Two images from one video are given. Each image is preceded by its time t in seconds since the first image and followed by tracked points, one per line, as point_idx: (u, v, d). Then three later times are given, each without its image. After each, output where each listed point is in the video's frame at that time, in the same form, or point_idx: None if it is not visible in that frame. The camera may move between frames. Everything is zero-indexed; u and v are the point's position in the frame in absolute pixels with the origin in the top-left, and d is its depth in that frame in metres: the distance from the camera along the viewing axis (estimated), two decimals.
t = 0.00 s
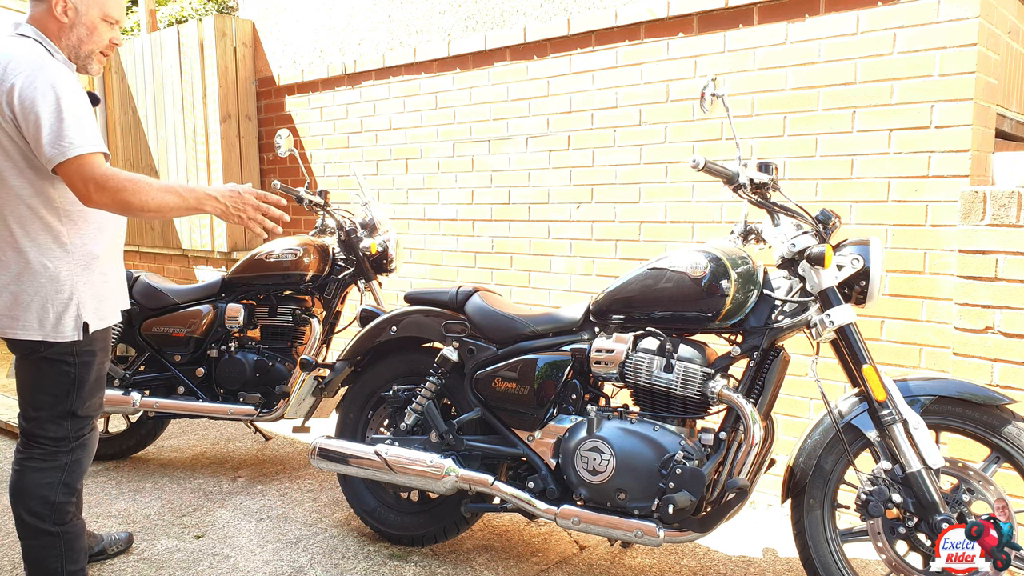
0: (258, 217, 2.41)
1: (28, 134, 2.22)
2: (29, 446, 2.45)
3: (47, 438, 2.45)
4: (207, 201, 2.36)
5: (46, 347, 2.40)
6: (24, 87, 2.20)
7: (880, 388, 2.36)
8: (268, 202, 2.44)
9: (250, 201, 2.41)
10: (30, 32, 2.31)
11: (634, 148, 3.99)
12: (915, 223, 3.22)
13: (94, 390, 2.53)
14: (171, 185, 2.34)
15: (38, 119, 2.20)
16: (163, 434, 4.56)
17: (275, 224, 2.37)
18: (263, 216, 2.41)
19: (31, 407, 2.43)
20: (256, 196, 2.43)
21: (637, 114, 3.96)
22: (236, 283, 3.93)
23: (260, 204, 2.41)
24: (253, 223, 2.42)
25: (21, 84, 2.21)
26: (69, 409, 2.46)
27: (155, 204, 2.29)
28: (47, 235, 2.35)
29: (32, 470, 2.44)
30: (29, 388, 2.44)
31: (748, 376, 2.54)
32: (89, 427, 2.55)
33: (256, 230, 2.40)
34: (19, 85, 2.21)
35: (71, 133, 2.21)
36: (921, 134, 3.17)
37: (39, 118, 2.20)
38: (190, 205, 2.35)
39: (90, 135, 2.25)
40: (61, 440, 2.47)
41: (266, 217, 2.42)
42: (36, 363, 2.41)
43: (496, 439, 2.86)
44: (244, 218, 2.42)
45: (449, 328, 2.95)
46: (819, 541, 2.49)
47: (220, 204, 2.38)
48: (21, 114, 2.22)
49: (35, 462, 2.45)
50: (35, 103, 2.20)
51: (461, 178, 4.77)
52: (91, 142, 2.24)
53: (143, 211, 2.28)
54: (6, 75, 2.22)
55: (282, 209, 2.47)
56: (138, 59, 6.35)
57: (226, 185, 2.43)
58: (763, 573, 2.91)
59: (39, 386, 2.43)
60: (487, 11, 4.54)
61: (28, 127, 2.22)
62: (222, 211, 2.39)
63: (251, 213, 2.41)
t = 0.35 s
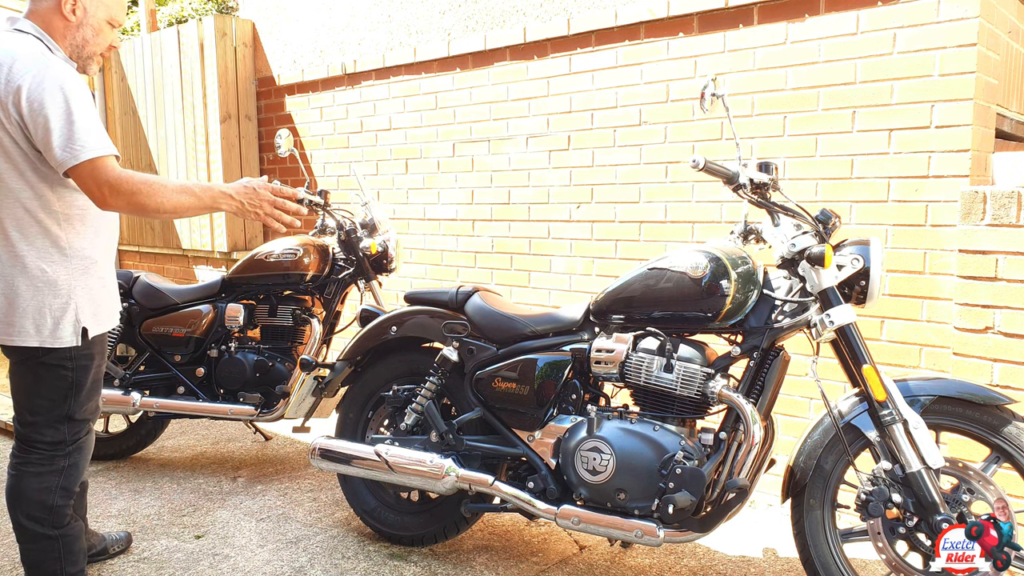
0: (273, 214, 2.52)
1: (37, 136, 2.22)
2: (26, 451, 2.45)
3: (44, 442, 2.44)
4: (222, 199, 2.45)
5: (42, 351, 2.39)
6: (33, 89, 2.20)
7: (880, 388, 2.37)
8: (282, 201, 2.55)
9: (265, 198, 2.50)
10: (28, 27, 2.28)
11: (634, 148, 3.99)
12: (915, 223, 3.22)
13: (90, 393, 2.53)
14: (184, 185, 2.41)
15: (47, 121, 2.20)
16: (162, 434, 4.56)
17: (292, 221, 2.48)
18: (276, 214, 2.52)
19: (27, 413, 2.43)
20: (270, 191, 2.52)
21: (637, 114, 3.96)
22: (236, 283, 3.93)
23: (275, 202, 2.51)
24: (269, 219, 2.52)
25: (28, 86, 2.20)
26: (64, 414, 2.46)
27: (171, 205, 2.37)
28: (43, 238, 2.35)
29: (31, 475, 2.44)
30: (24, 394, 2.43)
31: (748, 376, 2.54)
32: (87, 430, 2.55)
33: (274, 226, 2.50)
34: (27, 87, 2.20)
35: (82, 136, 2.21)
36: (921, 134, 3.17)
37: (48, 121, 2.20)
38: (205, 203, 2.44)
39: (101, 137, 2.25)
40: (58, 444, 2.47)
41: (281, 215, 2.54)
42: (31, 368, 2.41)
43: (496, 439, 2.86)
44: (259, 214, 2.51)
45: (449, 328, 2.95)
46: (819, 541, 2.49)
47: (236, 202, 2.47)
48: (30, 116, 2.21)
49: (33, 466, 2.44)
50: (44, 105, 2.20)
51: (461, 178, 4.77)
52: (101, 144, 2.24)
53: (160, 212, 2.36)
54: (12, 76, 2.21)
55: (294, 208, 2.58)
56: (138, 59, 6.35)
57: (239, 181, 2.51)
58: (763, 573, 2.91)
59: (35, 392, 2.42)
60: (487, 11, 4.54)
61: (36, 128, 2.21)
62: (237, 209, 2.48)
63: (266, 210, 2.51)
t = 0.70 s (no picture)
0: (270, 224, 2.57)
1: (43, 141, 2.21)
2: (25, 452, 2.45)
3: (43, 443, 2.44)
4: (224, 209, 2.49)
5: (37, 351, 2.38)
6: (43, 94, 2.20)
7: (880, 388, 2.37)
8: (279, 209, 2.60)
9: (264, 207, 2.55)
10: (34, 29, 2.26)
11: (634, 148, 3.99)
12: (915, 223, 3.22)
13: (89, 394, 2.53)
14: (188, 196, 2.43)
15: (57, 128, 2.20)
16: (162, 434, 4.56)
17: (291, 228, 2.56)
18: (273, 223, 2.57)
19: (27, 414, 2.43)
20: (269, 201, 2.56)
21: (637, 114, 3.96)
22: (236, 283, 3.93)
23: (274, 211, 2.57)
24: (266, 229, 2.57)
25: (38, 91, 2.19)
26: (64, 415, 2.46)
27: (175, 214, 2.40)
28: (43, 241, 2.35)
29: (30, 477, 2.43)
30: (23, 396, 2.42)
31: (748, 377, 2.54)
32: (85, 430, 2.55)
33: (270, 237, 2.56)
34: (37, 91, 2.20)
35: (90, 145, 2.22)
36: (921, 134, 3.17)
37: (58, 127, 2.20)
38: (208, 214, 2.47)
39: (109, 147, 2.27)
40: (57, 445, 2.47)
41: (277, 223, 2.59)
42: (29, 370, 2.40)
43: (496, 439, 2.86)
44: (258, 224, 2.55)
45: (449, 328, 2.95)
46: (819, 541, 2.49)
47: (237, 212, 2.51)
48: (37, 121, 2.20)
49: (32, 467, 2.44)
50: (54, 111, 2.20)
51: (461, 178, 4.77)
52: (109, 154, 2.26)
53: (163, 222, 2.38)
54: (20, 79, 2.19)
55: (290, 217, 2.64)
56: (138, 59, 6.35)
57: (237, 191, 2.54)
58: (763, 573, 2.91)
59: (34, 393, 2.42)
60: (487, 11, 4.54)
61: (43, 133, 2.21)
62: (237, 219, 2.51)
63: (264, 218, 2.56)
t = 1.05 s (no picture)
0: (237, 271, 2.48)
1: (42, 142, 2.20)
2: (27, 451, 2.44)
3: (45, 442, 2.44)
4: (196, 246, 2.41)
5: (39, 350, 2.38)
6: (50, 97, 2.19)
7: (880, 388, 2.37)
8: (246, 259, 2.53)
9: (234, 254, 2.48)
10: (46, 33, 2.27)
11: (634, 148, 3.99)
12: (915, 223, 3.22)
13: (91, 392, 2.53)
14: (166, 223, 2.37)
15: (60, 131, 2.18)
16: (162, 434, 4.56)
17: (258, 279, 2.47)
18: (239, 271, 2.49)
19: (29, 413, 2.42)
20: (240, 250, 2.51)
21: (637, 114, 3.96)
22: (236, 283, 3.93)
23: (242, 260, 2.49)
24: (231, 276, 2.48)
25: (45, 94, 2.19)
26: (67, 414, 2.46)
27: (148, 237, 2.32)
28: (50, 241, 2.35)
29: (32, 476, 2.43)
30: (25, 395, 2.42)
31: (748, 376, 2.54)
32: (87, 429, 2.55)
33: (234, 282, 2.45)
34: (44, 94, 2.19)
35: (90, 151, 2.21)
36: (921, 134, 3.17)
37: (60, 130, 2.18)
38: (179, 246, 2.38)
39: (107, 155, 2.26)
40: (59, 443, 2.46)
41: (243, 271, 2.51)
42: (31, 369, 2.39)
43: (496, 439, 2.86)
44: (223, 269, 2.46)
45: (449, 328, 2.95)
46: (819, 541, 2.49)
47: (207, 252, 2.42)
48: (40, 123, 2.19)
49: (35, 467, 2.44)
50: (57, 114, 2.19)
51: (461, 178, 4.77)
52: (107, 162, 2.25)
53: (135, 242, 2.31)
54: (29, 80, 2.19)
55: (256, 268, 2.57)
56: (138, 59, 6.35)
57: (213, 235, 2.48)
58: (763, 573, 2.91)
59: (36, 392, 2.41)
60: (487, 11, 4.54)
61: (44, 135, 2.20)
62: (205, 259, 2.42)
63: (230, 264, 2.47)
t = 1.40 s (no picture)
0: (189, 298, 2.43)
1: (19, 137, 2.20)
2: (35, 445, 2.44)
3: (52, 435, 2.44)
4: (154, 262, 2.36)
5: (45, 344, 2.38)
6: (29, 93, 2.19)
7: (880, 388, 2.37)
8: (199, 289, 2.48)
9: (190, 279, 2.43)
10: (36, 36, 2.29)
11: (634, 148, 3.99)
12: (915, 223, 3.22)
13: (98, 387, 2.53)
14: (130, 235, 2.33)
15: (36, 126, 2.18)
16: (162, 434, 4.56)
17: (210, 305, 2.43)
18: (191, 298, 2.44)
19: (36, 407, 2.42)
20: (197, 276, 2.45)
21: (637, 114, 3.96)
22: (236, 283, 3.92)
23: (196, 287, 2.44)
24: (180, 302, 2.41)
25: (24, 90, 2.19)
26: (74, 407, 2.46)
27: (108, 243, 2.28)
28: (47, 237, 2.36)
29: (39, 470, 2.43)
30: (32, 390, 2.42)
31: (748, 376, 2.54)
32: (93, 424, 2.55)
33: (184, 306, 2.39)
34: (23, 90, 2.19)
35: (61, 148, 2.20)
36: (921, 134, 3.17)
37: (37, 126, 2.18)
38: (138, 259, 2.33)
39: (79, 152, 2.25)
40: (66, 437, 2.46)
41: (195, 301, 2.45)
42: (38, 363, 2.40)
43: (496, 439, 2.86)
44: (176, 293, 2.40)
45: (449, 328, 2.95)
46: (819, 541, 2.49)
47: (163, 271, 2.37)
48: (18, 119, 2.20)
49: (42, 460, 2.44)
50: (33, 110, 2.18)
51: (461, 178, 4.77)
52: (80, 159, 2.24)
53: (93, 246, 2.27)
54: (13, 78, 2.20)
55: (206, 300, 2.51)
56: (139, 59, 6.35)
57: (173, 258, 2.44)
58: (763, 573, 2.91)
59: (43, 386, 2.41)
60: (487, 11, 4.55)
61: (21, 131, 2.20)
62: (159, 277, 2.37)
63: (184, 290, 2.42)
